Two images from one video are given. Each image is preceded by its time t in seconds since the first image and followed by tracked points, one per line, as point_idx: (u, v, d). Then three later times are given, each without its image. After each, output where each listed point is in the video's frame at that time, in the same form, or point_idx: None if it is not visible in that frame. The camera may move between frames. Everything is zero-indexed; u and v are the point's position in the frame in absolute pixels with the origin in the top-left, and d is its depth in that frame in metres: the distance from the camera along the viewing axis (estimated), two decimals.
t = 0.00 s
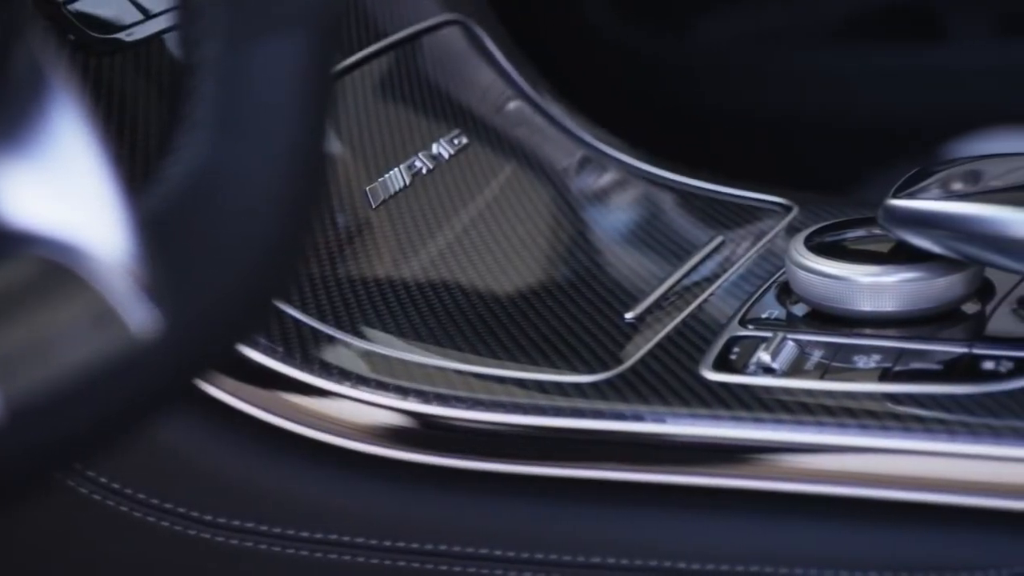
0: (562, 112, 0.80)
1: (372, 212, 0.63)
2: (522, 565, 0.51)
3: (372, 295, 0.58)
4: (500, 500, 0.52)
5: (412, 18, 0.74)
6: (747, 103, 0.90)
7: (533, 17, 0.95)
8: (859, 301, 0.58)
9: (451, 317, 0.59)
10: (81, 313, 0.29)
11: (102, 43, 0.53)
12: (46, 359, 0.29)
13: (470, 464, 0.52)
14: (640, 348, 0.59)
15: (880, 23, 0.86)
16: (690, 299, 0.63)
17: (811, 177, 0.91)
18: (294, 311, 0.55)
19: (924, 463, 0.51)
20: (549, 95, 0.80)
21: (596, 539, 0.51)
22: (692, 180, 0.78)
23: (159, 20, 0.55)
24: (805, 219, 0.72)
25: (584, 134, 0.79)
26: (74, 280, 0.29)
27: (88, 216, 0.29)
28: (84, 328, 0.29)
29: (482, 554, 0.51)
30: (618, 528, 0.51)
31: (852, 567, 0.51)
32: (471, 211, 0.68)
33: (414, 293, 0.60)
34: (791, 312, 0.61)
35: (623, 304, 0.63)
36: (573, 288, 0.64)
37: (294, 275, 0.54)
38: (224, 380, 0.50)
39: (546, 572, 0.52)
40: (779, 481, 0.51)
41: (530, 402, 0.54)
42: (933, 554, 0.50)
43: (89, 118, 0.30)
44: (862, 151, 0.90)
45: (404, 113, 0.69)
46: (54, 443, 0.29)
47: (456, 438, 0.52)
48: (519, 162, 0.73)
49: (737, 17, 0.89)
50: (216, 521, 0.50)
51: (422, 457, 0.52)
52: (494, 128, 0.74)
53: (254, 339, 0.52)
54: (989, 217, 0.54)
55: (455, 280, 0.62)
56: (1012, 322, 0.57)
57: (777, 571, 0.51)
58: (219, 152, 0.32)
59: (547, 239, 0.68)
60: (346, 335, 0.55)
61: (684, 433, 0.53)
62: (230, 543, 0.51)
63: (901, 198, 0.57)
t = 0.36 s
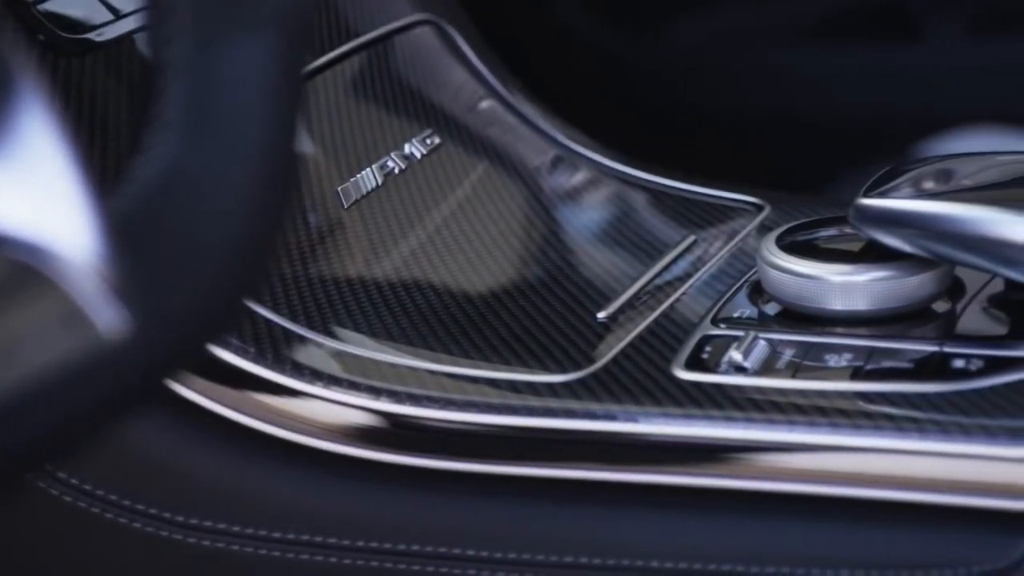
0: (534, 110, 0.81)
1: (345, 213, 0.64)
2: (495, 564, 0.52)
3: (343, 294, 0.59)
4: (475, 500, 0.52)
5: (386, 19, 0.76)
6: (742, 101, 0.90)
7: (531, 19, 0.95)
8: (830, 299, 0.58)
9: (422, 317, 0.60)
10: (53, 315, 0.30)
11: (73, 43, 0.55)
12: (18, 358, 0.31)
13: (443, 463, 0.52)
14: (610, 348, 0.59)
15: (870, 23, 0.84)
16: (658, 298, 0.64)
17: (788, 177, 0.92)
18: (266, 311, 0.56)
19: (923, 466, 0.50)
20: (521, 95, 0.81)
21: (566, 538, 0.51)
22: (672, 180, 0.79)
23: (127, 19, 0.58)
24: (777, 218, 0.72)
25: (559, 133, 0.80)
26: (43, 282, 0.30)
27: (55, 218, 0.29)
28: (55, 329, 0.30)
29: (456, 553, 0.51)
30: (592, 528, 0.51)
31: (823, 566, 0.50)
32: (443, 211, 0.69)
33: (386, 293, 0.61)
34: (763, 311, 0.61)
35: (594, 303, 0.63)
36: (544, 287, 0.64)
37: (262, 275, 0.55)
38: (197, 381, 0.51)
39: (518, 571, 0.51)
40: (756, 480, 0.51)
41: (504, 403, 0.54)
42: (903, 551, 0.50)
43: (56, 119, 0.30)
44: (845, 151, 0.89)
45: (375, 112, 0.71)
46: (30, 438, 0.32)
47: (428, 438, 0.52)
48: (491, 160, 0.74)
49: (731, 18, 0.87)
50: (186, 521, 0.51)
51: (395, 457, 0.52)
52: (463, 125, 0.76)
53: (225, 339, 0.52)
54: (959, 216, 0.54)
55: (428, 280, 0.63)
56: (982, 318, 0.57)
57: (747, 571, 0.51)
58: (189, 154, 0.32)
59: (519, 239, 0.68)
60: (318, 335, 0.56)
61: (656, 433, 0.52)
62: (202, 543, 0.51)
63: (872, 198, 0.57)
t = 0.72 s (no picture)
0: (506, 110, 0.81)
1: (317, 213, 0.64)
2: (467, 564, 0.52)
3: (314, 294, 0.59)
4: (446, 500, 0.52)
5: (356, 20, 0.76)
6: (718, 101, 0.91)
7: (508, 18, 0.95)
8: (801, 298, 0.58)
9: (394, 317, 0.59)
10: (20, 313, 0.30)
11: (44, 43, 0.56)
12: None
13: (414, 463, 0.52)
14: (582, 348, 0.59)
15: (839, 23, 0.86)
16: (631, 297, 0.64)
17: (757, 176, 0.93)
18: (237, 311, 0.55)
19: (899, 463, 0.50)
20: (493, 96, 0.82)
21: (538, 538, 0.51)
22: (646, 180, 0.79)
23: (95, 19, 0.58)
24: (748, 217, 0.73)
25: (530, 133, 0.81)
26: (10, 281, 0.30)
27: (26, 217, 0.30)
28: (21, 328, 0.31)
29: (427, 553, 0.51)
30: (565, 528, 0.51)
31: (796, 564, 0.50)
32: (416, 211, 0.69)
33: (357, 293, 0.60)
34: (735, 310, 0.61)
35: (566, 302, 0.63)
36: (516, 287, 0.64)
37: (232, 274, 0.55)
38: (166, 381, 0.50)
39: (490, 571, 0.51)
40: (736, 479, 0.51)
41: (476, 403, 0.54)
42: (874, 550, 0.50)
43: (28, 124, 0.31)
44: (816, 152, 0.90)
45: (347, 112, 0.71)
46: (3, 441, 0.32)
47: (399, 438, 0.52)
48: (464, 160, 0.75)
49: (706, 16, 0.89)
50: (156, 522, 0.51)
51: (364, 457, 0.52)
52: (435, 125, 0.76)
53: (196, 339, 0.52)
54: (929, 215, 0.54)
55: (400, 280, 0.63)
56: (953, 318, 0.58)
57: (718, 569, 0.51)
58: (157, 153, 0.32)
59: (491, 239, 0.68)
60: (290, 336, 0.56)
61: (629, 433, 0.52)
62: (172, 544, 0.51)
63: (843, 197, 0.57)
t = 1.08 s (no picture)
0: (478, 110, 0.81)
1: (289, 213, 0.64)
2: (439, 565, 0.51)
3: (286, 294, 0.59)
4: (418, 500, 0.52)
5: (329, 20, 0.76)
6: (695, 101, 0.92)
7: (486, 18, 0.95)
8: (774, 298, 0.58)
9: (366, 318, 0.59)
10: None
11: (16, 42, 0.55)
12: None
13: (384, 464, 0.52)
14: (555, 348, 0.59)
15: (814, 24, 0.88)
16: (604, 297, 0.64)
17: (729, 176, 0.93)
18: (208, 311, 0.55)
19: (887, 463, 0.50)
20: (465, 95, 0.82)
21: (509, 538, 0.51)
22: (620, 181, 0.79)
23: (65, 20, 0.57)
24: (722, 216, 0.73)
25: (503, 133, 0.81)
26: None
27: None
28: None
29: (400, 553, 0.51)
30: (540, 528, 0.51)
31: (767, 563, 0.50)
32: (388, 211, 0.68)
33: (330, 292, 0.60)
34: (707, 309, 0.61)
35: (538, 302, 0.63)
36: (488, 286, 0.64)
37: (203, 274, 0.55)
38: (135, 381, 0.50)
39: (463, 571, 0.51)
40: (716, 480, 0.51)
41: (447, 403, 0.54)
42: (845, 548, 0.50)
43: None
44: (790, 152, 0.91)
45: (320, 112, 0.71)
46: None
47: (370, 438, 0.52)
48: (437, 160, 0.75)
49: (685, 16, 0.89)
50: (128, 523, 0.51)
51: (333, 458, 0.52)
52: (409, 125, 0.76)
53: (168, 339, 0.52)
54: (901, 215, 0.54)
55: (373, 279, 0.62)
56: (925, 317, 0.58)
57: (691, 568, 0.51)
58: (124, 154, 0.32)
59: (464, 239, 0.68)
60: (262, 336, 0.55)
61: (605, 433, 0.52)
62: (145, 546, 0.51)
63: (814, 195, 0.57)
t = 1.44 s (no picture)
0: (452, 109, 0.82)
1: (264, 214, 0.63)
2: (414, 565, 0.51)
3: (260, 294, 0.59)
4: (389, 500, 0.51)
5: (304, 19, 0.76)
6: (672, 101, 0.92)
7: (465, 17, 0.95)
8: (748, 297, 0.58)
9: (340, 317, 0.59)
10: None
11: None
12: None
13: (357, 465, 0.51)
14: (531, 347, 0.59)
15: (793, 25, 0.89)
16: (579, 297, 0.64)
17: (706, 177, 0.93)
18: (182, 312, 0.55)
19: (875, 463, 0.50)
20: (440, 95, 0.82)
21: (483, 537, 0.51)
22: (594, 181, 0.79)
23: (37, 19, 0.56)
24: (697, 215, 0.73)
25: (478, 132, 0.81)
26: None
27: None
28: None
29: (375, 554, 0.51)
30: (516, 529, 0.51)
31: (741, 563, 0.50)
32: (363, 211, 0.68)
33: (305, 292, 0.60)
34: (682, 308, 0.61)
35: (514, 301, 0.63)
36: (462, 286, 0.64)
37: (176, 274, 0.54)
38: (108, 382, 0.50)
39: (438, 571, 0.51)
40: (697, 479, 0.51)
41: (421, 404, 0.53)
42: (820, 548, 0.50)
43: None
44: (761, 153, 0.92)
45: (294, 112, 0.71)
46: None
47: (344, 438, 0.52)
48: (413, 160, 0.75)
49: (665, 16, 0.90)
50: (102, 525, 0.51)
51: (306, 458, 0.51)
52: (384, 124, 0.76)
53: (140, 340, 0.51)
54: (876, 215, 0.54)
55: (348, 279, 0.62)
56: (899, 317, 0.58)
57: (667, 568, 0.51)
58: (93, 152, 0.33)
59: (439, 238, 0.68)
60: (237, 337, 0.55)
61: (581, 433, 0.52)
62: (124, 548, 0.51)
63: (789, 194, 0.57)
